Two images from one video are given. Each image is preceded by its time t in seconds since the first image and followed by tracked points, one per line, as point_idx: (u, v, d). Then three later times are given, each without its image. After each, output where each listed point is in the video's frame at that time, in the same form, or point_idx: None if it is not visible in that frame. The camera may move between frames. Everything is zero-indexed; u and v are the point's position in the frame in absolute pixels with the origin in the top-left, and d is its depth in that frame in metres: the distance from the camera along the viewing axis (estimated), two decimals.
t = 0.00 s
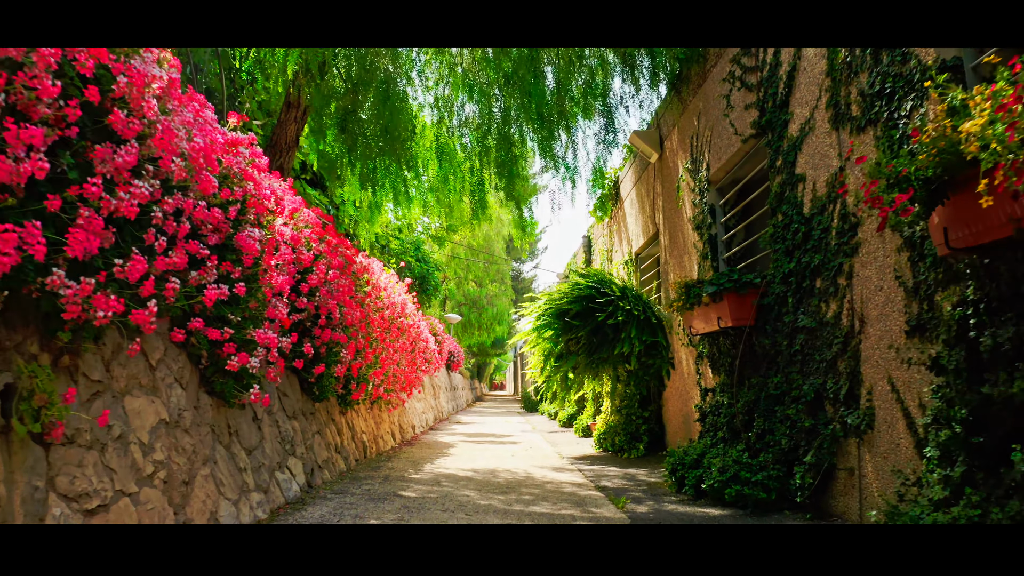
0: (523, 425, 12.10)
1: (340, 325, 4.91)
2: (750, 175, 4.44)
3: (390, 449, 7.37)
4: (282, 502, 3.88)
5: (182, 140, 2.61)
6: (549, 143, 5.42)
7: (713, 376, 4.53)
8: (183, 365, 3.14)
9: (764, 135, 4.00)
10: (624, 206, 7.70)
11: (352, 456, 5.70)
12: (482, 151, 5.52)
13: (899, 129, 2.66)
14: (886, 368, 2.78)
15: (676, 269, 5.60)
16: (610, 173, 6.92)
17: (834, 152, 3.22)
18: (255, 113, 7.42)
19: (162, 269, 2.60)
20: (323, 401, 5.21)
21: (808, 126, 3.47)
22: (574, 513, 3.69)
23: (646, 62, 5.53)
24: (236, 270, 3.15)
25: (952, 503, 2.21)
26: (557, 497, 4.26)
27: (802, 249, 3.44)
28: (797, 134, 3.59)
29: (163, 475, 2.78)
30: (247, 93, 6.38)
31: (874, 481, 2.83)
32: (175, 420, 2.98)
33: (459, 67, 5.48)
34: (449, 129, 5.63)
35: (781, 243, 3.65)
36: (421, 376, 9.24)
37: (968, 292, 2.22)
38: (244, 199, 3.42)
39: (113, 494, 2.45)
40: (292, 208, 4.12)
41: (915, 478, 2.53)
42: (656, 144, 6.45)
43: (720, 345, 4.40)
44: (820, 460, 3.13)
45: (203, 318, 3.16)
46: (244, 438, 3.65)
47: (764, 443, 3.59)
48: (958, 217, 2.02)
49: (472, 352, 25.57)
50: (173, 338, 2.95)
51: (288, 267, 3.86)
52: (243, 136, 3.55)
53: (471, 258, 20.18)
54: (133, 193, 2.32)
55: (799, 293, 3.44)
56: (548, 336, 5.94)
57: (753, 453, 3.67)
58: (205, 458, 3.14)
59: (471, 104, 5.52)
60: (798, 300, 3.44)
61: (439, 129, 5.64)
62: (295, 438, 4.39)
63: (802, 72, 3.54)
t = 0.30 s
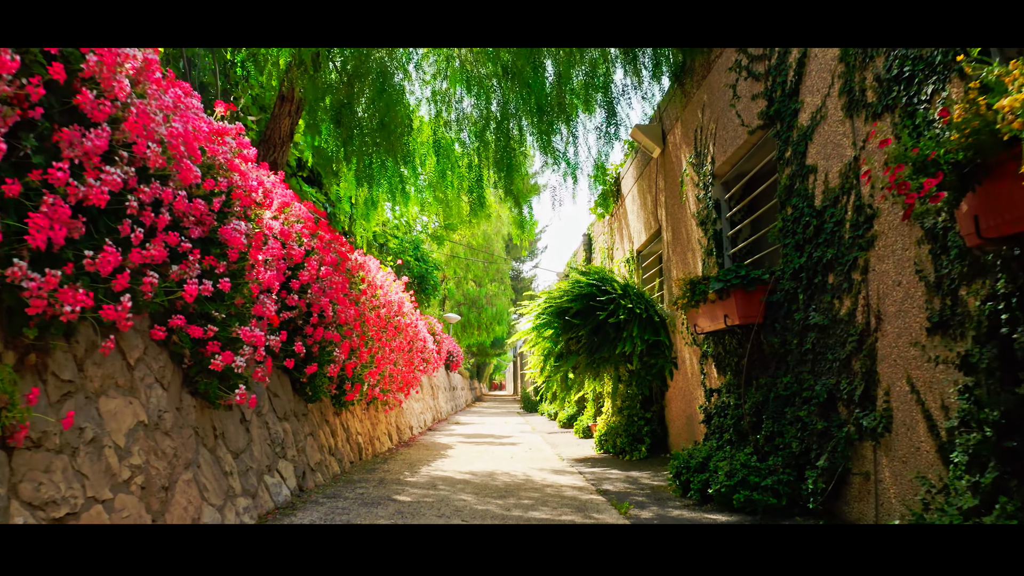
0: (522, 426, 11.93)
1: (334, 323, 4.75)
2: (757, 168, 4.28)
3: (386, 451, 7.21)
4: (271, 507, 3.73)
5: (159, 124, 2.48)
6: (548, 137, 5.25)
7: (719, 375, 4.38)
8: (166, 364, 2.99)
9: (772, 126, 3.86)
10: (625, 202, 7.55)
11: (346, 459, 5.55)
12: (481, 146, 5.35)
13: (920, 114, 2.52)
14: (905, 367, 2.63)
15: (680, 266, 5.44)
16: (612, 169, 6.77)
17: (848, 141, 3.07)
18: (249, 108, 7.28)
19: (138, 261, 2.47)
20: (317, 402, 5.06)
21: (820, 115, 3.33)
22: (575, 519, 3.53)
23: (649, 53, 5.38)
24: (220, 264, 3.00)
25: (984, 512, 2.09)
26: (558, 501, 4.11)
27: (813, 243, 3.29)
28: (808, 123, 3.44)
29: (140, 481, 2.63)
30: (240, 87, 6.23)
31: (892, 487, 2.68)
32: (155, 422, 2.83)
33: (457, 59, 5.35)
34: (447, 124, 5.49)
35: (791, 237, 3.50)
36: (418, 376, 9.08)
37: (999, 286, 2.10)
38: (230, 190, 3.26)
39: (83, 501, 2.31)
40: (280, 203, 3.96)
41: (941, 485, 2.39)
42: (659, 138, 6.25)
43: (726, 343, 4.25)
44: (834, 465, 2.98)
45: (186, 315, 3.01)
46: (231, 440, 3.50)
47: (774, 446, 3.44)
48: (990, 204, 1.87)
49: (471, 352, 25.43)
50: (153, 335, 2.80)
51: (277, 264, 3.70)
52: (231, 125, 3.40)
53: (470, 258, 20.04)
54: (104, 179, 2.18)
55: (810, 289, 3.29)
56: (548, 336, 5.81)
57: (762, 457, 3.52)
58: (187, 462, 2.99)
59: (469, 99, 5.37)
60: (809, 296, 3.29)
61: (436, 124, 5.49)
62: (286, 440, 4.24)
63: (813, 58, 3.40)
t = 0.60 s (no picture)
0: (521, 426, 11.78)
1: (326, 320, 4.57)
2: (766, 158, 4.11)
3: (382, 452, 7.04)
4: (257, 513, 3.55)
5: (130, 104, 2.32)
6: (548, 129, 5.07)
7: (726, 375, 4.20)
8: (142, 362, 2.82)
9: (783, 114, 3.69)
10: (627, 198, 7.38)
11: (340, 461, 5.38)
12: (479, 139, 5.18)
13: (945, 94, 2.36)
14: (930, 365, 2.46)
15: (684, 263, 5.25)
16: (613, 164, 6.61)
17: (866, 127, 2.91)
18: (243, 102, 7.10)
19: (107, 250, 2.31)
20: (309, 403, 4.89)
21: (834, 100, 3.16)
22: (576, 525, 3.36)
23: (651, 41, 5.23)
24: (200, 256, 2.83)
25: None
26: (558, 506, 3.93)
27: (827, 235, 3.12)
28: (821, 109, 3.27)
29: (112, 486, 2.47)
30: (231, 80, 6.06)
31: (917, 493, 2.52)
32: (129, 423, 2.66)
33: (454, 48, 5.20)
34: (445, 117, 5.32)
35: (804, 229, 3.33)
36: (416, 376, 8.91)
37: None
38: (212, 177, 3.07)
39: (45, 509, 2.15)
40: (267, 195, 3.78)
41: (976, 493, 2.21)
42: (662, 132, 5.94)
43: (733, 341, 4.07)
44: (852, 469, 2.80)
45: (164, 309, 2.84)
46: (214, 442, 3.32)
47: (786, 449, 3.26)
48: None
49: (469, 352, 25.27)
50: (128, 331, 2.63)
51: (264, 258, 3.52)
52: (216, 112, 3.21)
53: (468, 257, 19.88)
54: (67, 161, 2.03)
55: (825, 283, 3.12)
56: (548, 335, 5.67)
57: (773, 460, 3.34)
58: (165, 466, 2.82)
59: (467, 91, 5.20)
60: (824, 291, 3.12)
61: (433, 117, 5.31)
62: (275, 441, 4.07)
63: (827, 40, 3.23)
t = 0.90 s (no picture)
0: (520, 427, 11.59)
1: (317, 317, 4.40)
2: (775, 147, 3.94)
3: (378, 453, 6.86)
4: (242, 518, 3.37)
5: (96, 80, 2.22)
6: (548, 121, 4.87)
7: (734, 373, 4.02)
8: (117, 359, 2.65)
9: (795, 99, 3.52)
10: (630, 193, 7.20)
11: (333, 462, 5.20)
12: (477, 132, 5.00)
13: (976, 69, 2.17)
14: (959, 362, 2.29)
15: (688, 258, 5.06)
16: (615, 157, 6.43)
17: (885, 109, 2.74)
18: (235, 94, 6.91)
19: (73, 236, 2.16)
20: (300, 402, 4.71)
21: (851, 82, 2.99)
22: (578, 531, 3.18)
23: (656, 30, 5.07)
24: (179, 246, 2.67)
25: None
26: (558, 510, 3.76)
27: (844, 225, 2.95)
28: (836, 93, 3.10)
29: (80, 491, 2.30)
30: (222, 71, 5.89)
31: (945, 499, 2.34)
32: (101, 424, 2.49)
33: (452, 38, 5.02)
34: (442, 110, 5.14)
35: (818, 219, 3.15)
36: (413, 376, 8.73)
37: None
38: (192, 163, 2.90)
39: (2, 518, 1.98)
40: (251, 186, 3.60)
41: (1019, 501, 2.02)
42: (665, 123, 5.71)
43: (742, 338, 3.90)
44: (873, 474, 2.62)
45: (140, 303, 2.67)
46: (196, 444, 3.15)
47: (800, 451, 3.09)
48: None
49: (468, 352, 25.09)
50: (100, 325, 2.47)
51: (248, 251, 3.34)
52: (197, 95, 3.01)
53: (467, 256, 19.71)
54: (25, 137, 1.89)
55: (841, 276, 2.95)
56: (548, 332, 5.51)
57: (786, 463, 3.17)
58: (140, 470, 2.65)
59: (465, 83, 5.02)
60: (840, 284, 2.95)
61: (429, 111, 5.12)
62: (263, 443, 3.89)
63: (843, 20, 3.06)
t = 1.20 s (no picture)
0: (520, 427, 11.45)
1: (309, 315, 4.23)
2: (784, 137, 3.79)
3: (375, 455, 6.70)
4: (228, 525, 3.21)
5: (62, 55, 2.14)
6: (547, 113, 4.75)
7: (742, 372, 3.87)
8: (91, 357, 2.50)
9: (805, 86, 3.37)
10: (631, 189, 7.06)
11: (327, 465, 5.03)
12: (474, 126, 4.84)
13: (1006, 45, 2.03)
14: (987, 359, 2.14)
15: (692, 254, 4.90)
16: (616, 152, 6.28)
17: (905, 92, 2.59)
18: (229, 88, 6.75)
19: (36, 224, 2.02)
20: (292, 403, 4.56)
21: (867, 65, 2.84)
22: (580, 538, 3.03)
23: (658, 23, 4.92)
24: (158, 236, 2.52)
25: None
26: (558, 515, 3.60)
27: (860, 215, 2.80)
28: (850, 77, 2.95)
29: (47, 498, 2.15)
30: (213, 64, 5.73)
31: (973, 505, 2.19)
32: (73, 426, 2.34)
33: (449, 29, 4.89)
34: (438, 102, 4.99)
35: (831, 211, 3.01)
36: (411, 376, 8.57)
37: None
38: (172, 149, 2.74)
39: None
40: (235, 177, 3.44)
41: None
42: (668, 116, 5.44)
43: (749, 336, 3.75)
44: (893, 479, 2.47)
45: (115, 297, 2.51)
46: (178, 447, 2.99)
47: (813, 454, 2.94)
48: None
49: (468, 352, 24.95)
50: (71, 321, 2.32)
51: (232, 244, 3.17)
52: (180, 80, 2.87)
53: (467, 255, 19.57)
54: None
55: (857, 270, 2.80)
56: (548, 331, 5.36)
57: (798, 467, 3.02)
58: (115, 474, 2.50)
59: (463, 75, 4.88)
60: (855, 277, 2.80)
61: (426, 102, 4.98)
62: (252, 445, 3.74)
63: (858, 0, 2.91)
